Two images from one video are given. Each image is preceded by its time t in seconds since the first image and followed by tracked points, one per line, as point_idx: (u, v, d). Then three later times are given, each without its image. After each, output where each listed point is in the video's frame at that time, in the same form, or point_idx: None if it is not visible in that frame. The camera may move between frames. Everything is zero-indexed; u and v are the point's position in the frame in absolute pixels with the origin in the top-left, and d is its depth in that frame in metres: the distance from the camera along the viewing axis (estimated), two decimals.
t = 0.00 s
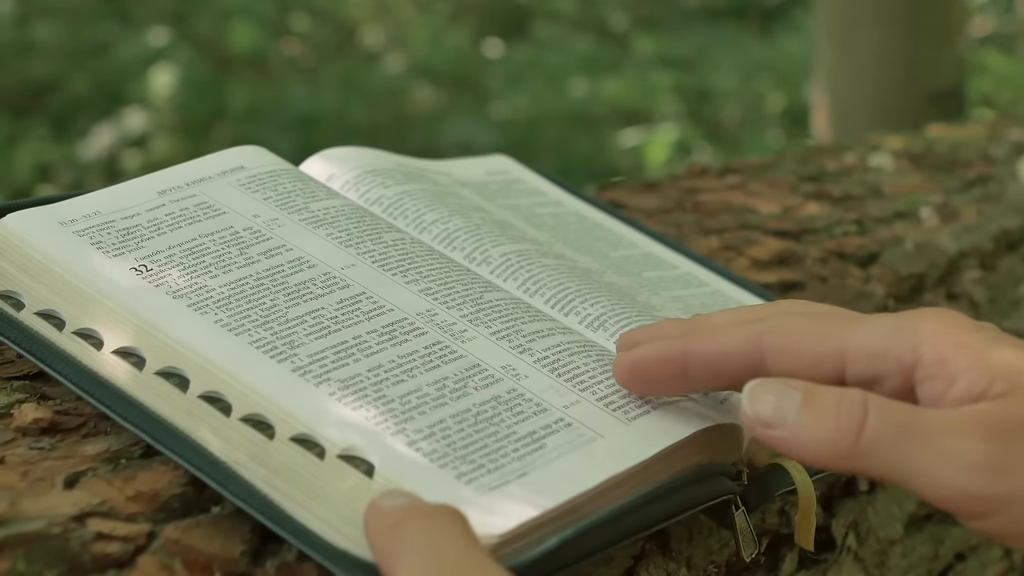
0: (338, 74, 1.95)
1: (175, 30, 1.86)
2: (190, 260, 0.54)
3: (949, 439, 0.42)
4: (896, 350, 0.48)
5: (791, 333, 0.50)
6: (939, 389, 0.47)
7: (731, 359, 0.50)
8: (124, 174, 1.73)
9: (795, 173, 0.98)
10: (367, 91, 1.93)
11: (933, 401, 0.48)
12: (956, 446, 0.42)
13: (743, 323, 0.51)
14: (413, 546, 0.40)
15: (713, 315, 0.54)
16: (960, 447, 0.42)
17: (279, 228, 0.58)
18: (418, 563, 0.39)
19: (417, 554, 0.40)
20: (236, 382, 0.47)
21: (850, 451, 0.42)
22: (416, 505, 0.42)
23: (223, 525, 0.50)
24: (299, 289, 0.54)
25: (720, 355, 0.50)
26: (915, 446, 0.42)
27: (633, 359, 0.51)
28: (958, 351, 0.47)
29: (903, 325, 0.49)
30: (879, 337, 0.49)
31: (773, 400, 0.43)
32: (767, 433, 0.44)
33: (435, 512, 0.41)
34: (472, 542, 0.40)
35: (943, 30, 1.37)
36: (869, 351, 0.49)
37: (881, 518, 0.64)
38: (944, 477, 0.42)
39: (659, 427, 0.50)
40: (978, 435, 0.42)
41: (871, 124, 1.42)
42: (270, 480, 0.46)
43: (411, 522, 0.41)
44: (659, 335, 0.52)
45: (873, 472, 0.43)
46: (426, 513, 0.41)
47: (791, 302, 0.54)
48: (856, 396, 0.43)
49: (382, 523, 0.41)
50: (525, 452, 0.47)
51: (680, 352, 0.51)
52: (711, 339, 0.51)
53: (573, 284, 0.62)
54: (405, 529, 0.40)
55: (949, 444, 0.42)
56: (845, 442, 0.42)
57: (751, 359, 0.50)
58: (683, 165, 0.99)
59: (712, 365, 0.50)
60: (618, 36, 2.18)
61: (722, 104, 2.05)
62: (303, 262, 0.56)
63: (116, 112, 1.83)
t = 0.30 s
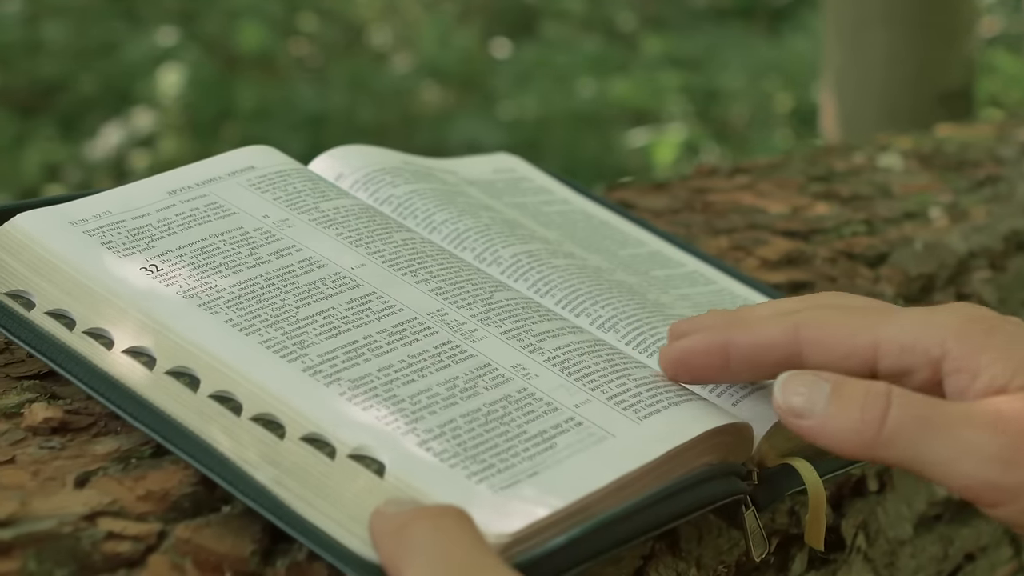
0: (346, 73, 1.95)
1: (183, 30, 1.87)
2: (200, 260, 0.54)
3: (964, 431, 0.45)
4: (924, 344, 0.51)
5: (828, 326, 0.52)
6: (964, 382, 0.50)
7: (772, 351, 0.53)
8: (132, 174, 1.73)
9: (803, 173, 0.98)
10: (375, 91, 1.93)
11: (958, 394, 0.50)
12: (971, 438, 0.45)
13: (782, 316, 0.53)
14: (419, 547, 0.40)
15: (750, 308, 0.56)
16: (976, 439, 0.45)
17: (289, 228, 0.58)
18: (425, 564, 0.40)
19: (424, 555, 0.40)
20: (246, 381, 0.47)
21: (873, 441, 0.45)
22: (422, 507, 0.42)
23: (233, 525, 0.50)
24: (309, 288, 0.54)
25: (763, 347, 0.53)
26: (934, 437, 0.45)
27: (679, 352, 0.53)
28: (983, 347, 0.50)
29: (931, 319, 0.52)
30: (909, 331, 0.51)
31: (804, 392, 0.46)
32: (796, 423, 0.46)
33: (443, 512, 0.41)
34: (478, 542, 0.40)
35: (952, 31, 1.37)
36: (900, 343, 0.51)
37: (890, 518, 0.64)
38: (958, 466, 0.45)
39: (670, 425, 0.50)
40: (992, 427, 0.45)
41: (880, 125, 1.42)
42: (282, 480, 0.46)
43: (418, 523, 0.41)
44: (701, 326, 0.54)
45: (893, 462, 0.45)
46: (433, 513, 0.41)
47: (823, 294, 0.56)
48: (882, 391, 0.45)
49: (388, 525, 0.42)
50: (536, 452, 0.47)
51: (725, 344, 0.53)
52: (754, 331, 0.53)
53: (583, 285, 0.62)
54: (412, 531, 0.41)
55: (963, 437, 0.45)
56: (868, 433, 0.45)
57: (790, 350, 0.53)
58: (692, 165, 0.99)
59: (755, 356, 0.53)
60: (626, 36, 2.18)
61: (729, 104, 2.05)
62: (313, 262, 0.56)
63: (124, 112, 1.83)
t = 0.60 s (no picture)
0: (353, 74, 1.96)
1: (190, 30, 1.88)
2: (209, 260, 0.54)
3: (992, 417, 0.48)
4: (970, 325, 0.57)
5: (888, 311, 0.59)
6: (1002, 359, 0.55)
7: (839, 334, 0.59)
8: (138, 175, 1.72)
9: (811, 173, 0.98)
10: (382, 91, 1.93)
11: (998, 370, 0.55)
12: (998, 423, 0.48)
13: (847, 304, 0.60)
14: (428, 552, 0.40)
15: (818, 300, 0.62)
16: (1003, 424, 0.47)
17: (298, 228, 0.58)
18: (435, 569, 0.40)
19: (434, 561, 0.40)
20: (256, 381, 0.47)
21: (911, 437, 0.49)
22: (432, 511, 0.42)
23: (242, 525, 0.50)
24: (318, 288, 0.54)
25: (833, 331, 0.59)
26: (963, 426, 0.48)
27: (757, 338, 0.59)
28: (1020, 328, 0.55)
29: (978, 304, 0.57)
30: (959, 314, 0.57)
31: (851, 399, 0.51)
32: (849, 427, 0.52)
33: (452, 516, 0.41)
34: (486, 545, 0.40)
35: (960, 32, 1.37)
36: (950, 324, 0.57)
37: (899, 519, 0.64)
38: (991, 451, 0.48)
39: (679, 425, 0.50)
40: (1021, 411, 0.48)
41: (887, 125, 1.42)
42: (290, 480, 0.46)
43: (428, 528, 0.41)
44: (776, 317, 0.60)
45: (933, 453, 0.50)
46: (442, 516, 0.41)
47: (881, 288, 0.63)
48: (918, 388, 0.50)
49: (397, 529, 0.42)
50: (545, 452, 0.47)
51: (799, 329, 0.59)
52: (823, 317, 0.59)
53: (592, 285, 0.62)
54: (421, 535, 0.41)
55: (989, 423, 0.48)
56: (904, 430, 0.49)
57: (855, 334, 0.59)
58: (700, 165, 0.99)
59: (826, 340, 0.59)
60: (632, 36, 2.18)
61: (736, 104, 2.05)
62: (322, 262, 0.56)
63: (131, 111, 1.83)
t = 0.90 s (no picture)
0: (359, 73, 1.96)
1: (197, 30, 1.88)
2: (217, 259, 0.54)
3: (995, 399, 0.51)
4: (980, 315, 0.60)
5: (907, 304, 0.62)
6: (1009, 347, 0.58)
7: (863, 327, 0.62)
8: (146, 174, 1.73)
9: (819, 173, 0.98)
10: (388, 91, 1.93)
11: (1008, 357, 0.58)
12: (1002, 404, 0.51)
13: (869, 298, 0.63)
14: (442, 552, 0.40)
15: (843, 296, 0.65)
16: (1006, 406, 0.51)
17: (307, 228, 0.58)
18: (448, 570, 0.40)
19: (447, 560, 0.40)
20: (265, 381, 0.47)
21: (921, 421, 0.52)
22: (444, 511, 0.42)
23: (251, 524, 0.50)
24: (328, 288, 0.54)
25: (858, 325, 0.62)
26: (970, 410, 0.51)
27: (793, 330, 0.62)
28: None
29: (990, 295, 0.60)
30: (972, 304, 0.60)
31: (864, 385, 0.54)
32: (861, 413, 0.54)
33: (463, 516, 0.41)
34: (497, 546, 0.40)
35: (967, 33, 1.37)
36: (963, 314, 0.60)
37: (907, 519, 0.64)
38: (995, 430, 0.51)
39: (689, 424, 0.50)
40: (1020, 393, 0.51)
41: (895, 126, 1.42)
42: (300, 479, 0.46)
43: (439, 527, 0.41)
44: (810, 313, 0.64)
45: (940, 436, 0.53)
46: (453, 518, 0.41)
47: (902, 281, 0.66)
48: (926, 374, 0.53)
49: (407, 529, 0.42)
50: (554, 452, 0.47)
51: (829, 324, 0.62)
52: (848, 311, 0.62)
53: (601, 286, 0.62)
54: (431, 536, 0.41)
55: (994, 405, 0.51)
56: (915, 414, 0.52)
57: (879, 327, 0.62)
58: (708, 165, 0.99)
59: (852, 332, 0.62)
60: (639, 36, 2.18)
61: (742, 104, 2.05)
62: (332, 262, 0.56)
63: (139, 111, 1.84)
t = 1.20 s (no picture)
0: (366, 73, 1.96)
1: (204, 30, 1.88)
2: (226, 259, 0.54)
3: (987, 387, 0.54)
4: (980, 302, 0.61)
5: (913, 292, 0.64)
6: (1003, 333, 0.59)
7: (874, 314, 0.65)
8: (153, 174, 1.73)
9: (826, 173, 0.98)
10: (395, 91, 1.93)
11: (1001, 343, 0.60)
12: (992, 391, 0.53)
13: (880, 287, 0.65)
14: (445, 554, 0.40)
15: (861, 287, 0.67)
16: (997, 393, 0.53)
17: (315, 228, 0.58)
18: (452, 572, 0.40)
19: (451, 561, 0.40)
20: (274, 381, 0.47)
21: (914, 408, 0.54)
22: (449, 513, 0.42)
23: (259, 524, 0.50)
24: (336, 288, 0.54)
25: (867, 311, 0.64)
26: (964, 398, 0.53)
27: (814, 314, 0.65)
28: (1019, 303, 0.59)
29: (993, 284, 0.62)
30: (974, 292, 0.62)
31: (853, 374, 0.55)
32: (851, 399, 0.55)
33: (469, 517, 0.41)
34: (503, 547, 0.41)
35: (975, 32, 1.38)
36: (965, 302, 0.62)
37: (915, 520, 0.64)
38: (986, 417, 0.53)
39: (697, 425, 0.50)
40: (1008, 380, 0.54)
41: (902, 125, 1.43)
42: (308, 479, 0.46)
43: (444, 527, 0.41)
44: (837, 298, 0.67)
45: (932, 422, 0.54)
46: (460, 519, 0.41)
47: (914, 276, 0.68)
48: (917, 364, 0.55)
49: (414, 530, 0.42)
50: (563, 452, 0.47)
51: (840, 309, 0.65)
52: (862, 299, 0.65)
53: (609, 286, 0.62)
54: (438, 537, 0.41)
55: (986, 391, 0.53)
56: (910, 401, 0.54)
57: (888, 315, 0.65)
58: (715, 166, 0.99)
59: (863, 318, 0.65)
60: (645, 36, 2.18)
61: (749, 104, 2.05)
62: (340, 262, 0.56)
63: (145, 111, 1.84)
